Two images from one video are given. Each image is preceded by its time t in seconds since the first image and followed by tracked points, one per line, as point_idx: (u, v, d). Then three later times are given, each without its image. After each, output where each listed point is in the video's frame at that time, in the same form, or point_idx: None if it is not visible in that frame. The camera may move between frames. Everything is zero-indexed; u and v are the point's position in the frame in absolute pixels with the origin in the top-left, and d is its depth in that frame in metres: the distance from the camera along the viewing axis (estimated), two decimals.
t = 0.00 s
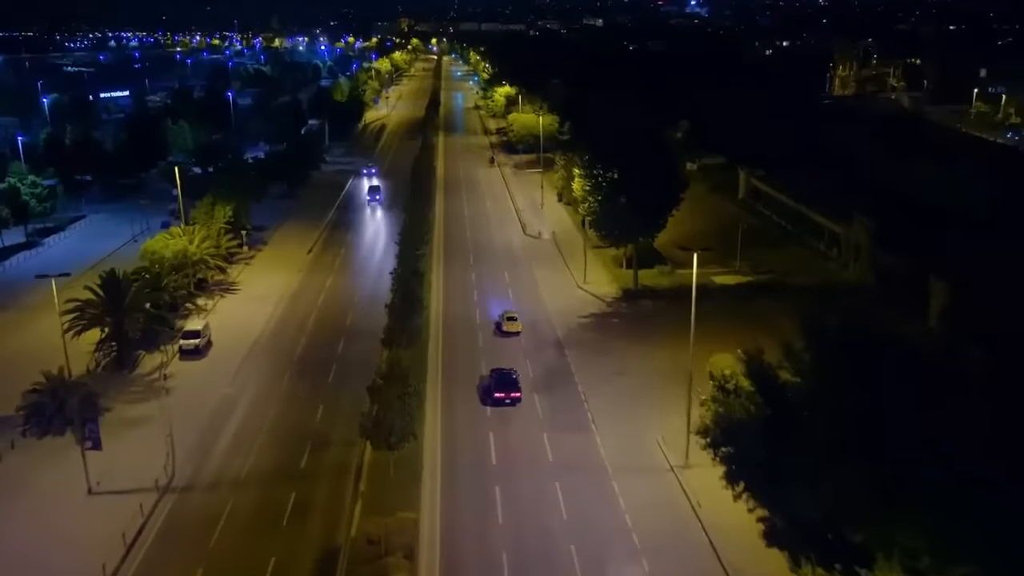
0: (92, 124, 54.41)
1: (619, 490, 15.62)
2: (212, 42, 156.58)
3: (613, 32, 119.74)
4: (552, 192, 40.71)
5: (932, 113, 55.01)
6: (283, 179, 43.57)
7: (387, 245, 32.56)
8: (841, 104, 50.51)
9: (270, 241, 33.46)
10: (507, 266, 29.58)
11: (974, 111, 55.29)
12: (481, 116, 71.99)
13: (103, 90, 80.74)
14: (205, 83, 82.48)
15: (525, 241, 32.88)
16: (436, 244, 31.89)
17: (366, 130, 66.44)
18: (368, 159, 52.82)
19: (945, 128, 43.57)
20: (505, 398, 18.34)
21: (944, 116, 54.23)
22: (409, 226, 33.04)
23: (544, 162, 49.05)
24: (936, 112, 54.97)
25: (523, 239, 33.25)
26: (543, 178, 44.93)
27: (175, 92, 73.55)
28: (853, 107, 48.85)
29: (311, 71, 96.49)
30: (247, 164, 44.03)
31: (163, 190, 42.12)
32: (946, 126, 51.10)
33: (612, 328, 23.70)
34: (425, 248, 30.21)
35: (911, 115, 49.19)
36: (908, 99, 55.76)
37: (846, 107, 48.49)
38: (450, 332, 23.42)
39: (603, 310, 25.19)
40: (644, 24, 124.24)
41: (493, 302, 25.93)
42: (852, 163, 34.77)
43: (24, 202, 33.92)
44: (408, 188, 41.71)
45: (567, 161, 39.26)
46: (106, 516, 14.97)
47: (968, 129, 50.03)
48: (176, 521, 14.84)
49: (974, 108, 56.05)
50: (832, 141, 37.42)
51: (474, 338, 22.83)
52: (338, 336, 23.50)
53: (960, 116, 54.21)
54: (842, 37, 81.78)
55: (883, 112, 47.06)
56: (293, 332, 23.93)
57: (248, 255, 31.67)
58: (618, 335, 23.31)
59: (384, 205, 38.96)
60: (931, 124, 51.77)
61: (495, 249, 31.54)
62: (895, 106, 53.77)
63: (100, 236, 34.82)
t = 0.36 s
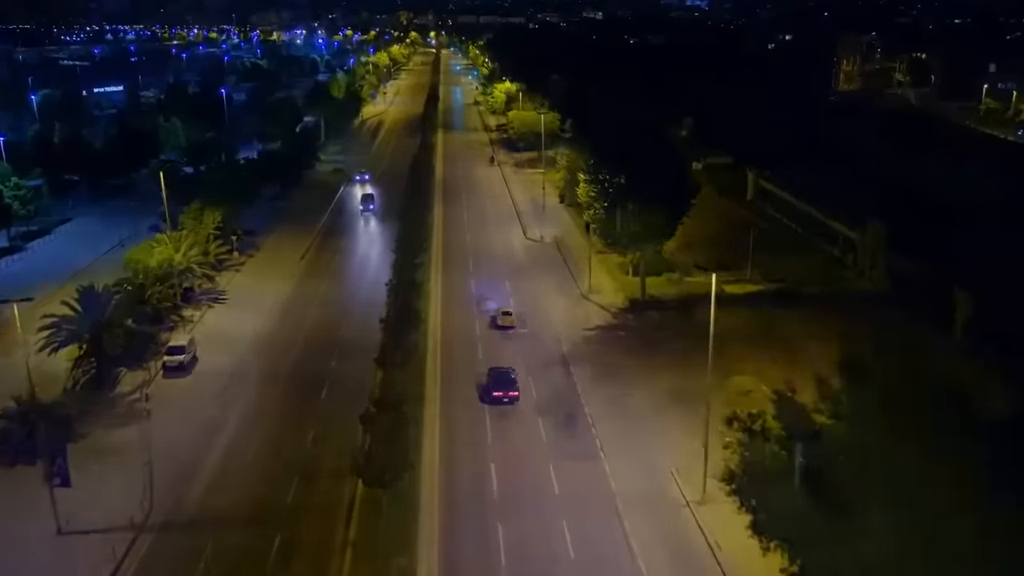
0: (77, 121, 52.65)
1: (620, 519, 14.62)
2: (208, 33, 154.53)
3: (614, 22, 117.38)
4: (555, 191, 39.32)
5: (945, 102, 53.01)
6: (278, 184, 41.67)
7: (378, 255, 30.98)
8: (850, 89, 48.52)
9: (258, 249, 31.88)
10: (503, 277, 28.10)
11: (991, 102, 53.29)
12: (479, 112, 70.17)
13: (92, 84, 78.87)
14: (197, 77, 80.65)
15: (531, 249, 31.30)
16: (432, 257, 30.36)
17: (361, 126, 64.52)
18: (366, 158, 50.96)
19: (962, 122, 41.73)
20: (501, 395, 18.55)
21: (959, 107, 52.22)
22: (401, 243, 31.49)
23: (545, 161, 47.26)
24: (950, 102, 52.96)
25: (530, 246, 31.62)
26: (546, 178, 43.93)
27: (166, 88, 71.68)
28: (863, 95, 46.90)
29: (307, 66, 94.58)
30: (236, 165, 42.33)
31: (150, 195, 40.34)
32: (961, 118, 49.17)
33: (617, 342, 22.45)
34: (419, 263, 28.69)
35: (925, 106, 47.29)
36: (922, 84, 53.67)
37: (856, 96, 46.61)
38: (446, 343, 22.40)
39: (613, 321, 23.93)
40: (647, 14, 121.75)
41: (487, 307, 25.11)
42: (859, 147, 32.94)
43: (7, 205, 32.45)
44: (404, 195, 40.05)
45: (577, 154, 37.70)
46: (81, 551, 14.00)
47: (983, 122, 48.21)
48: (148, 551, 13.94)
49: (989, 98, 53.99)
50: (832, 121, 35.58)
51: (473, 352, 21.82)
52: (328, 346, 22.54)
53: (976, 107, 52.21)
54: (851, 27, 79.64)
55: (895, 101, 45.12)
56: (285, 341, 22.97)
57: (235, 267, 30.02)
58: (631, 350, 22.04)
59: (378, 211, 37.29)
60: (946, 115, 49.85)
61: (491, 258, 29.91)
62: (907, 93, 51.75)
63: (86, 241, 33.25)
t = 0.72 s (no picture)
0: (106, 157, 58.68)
1: (631, 506, 15.98)
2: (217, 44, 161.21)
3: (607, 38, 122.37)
4: (529, 189, 44.62)
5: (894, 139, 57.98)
6: (255, 220, 47.85)
7: (392, 302, 37.06)
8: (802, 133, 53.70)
9: (281, 300, 37.77)
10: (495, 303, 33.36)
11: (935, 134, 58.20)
12: (473, 145, 75.96)
13: (114, 119, 85.44)
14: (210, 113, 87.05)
15: (532, 294, 38.21)
16: (436, 305, 36.37)
17: (357, 161, 70.51)
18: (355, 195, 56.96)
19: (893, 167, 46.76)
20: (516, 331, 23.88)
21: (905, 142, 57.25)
22: (405, 294, 37.57)
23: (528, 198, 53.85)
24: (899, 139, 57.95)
25: (532, 290, 38.86)
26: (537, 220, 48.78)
27: (180, 123, 77.97)
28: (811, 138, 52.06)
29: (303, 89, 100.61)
30: (246, 207, 48.19)
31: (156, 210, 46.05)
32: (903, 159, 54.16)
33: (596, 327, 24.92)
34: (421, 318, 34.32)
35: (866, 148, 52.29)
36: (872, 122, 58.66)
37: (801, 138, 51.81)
38: (445, 359, 23.46)
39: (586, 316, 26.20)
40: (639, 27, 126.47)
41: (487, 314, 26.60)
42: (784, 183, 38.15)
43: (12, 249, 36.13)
44: (401, 242, 46.15)
45: (561, 155, 43.08)
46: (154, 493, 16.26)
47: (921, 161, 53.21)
48: (208, 521, 15.48)
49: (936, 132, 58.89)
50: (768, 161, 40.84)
51: (473, 370, 22.76)
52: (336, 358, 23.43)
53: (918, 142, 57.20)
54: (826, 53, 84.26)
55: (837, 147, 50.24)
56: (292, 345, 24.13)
57: (261, 318, 35.81)
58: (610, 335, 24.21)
59: (384, 259, 43.30)
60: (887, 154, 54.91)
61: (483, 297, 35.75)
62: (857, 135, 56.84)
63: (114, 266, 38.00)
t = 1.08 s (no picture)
0: (101, 184, 57.89)
1: None
2: (216, 62, 160.75)
3: (607, 62, 121.76)
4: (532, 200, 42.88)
5: (892, 202, 58.19)
6: (246, 243, 46.71)
7: (392, 321, 35.50)
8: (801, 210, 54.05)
9: (271, 324, 36.35)
10: (501, 351, 32.56)
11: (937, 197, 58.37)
12: (472, 154, 74.55)
13: (105, 127, 84.20)
14: (207, 120, 85.81)
15: (540, 312, 36.65)
16: (436, 325, 34.84)
17: (355, 170, 69.11)
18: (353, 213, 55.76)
19: (893, 240, 46.92)
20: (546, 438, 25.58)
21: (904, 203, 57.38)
22: (404, 308, 35.87)
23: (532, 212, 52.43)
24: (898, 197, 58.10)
25: (540, 307, 37.30)
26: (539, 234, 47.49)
27: (174, 131, 76.71)
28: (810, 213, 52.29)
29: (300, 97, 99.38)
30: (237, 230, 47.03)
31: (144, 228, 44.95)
32: (901, 224, 54.40)
33: (604, 443, 25.46)
34: (422, 343, 32.73)
35: (865, 226, 52.75)
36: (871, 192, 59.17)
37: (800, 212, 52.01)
38: (462, 474, 24.24)
39: (593, 420, 26.80)
40: (639, 48, 125.98)
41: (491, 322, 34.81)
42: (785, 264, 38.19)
43: None
44: (399, 257, 44.77)
45: (566, 167, 41.39)
46: None
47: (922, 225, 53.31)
48: None
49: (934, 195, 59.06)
50: (769, 237, 40.89)
51: (490, 487, 23.50)
52: (350, 479, 24.10)
53: (917, 205, 57.34)
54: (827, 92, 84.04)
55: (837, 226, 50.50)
56: (301, 472, 24.65)
57: (248, 343, 34.36)
58: (623, 456, 24.68)
59: (380, 276, 41.90)
60: (884, 219, 55.21)
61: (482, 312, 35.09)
62: (854, 206, 57.24)
63: (95, 311, 37.04)
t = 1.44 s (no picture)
0: (91, 195, 56.26)
1: None
2: (213, 68, 159.49)
3: (610, 69, 119.98)
4: (536, 214, 41.02)
5: (905, 214, 56.35)
6: (236, 256, 44.89)
7: (389, 343, 33.62)
8: (812, 226, 52.26)
9: (260, 344, 34.48)
10: (504, 379, 30.77)
11: (951, 208, 56.51)
12: (473, 163, 72.71)
13: (98, 135, 82.55)
14: (201, 128, 84.05)
15: (545, 333, 34.82)
16: (435, 349, 32.95)
17: (353, 179, 67.32)
18: (349, 224, 53.91)
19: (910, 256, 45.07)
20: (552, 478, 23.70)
21: (917, 216, 55.51)
22: (401, 329, 33.96)
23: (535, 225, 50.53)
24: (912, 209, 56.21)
25: (545, 327, 35.45)
26: (542, 248, 45.89)
27: (168, 139, 75.07)
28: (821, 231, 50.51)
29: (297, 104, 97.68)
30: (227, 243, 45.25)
31: (129, 242, 43.16)
32: (915, 238, 52.57)
33: (616, 481, 23.59)
34: (420, 367, 30.84)
35: (879, 241, 51.00)
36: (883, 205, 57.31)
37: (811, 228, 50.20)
38: (464, 518, 22.38)
39: (605, 456, 24.91)
40: (642, 55, 124.19)
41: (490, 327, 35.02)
42: (800, 284, 36.34)
43: None
44: (397, 272, 43.07)
45: (571, 179, 39.39)
46: None
47: (938, 240, 51.42)
48: None
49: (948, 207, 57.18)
50: (784, 256, 39.19)
51: (494, 535, 21.62)
52: (343, 523, 22.23)
53: (931, 218, 55.67)
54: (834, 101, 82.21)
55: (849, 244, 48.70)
56: (287, 515, 22.80)
57: (238, 366, 32.52)
58: (638, 497, 22.82)
59: (376, 293, 40.04)
60: (898, 235, 53.41)
61: (484, 317, 35.13)
62: (867, 220, 55.63)
63: (78, 332, 35.24)
